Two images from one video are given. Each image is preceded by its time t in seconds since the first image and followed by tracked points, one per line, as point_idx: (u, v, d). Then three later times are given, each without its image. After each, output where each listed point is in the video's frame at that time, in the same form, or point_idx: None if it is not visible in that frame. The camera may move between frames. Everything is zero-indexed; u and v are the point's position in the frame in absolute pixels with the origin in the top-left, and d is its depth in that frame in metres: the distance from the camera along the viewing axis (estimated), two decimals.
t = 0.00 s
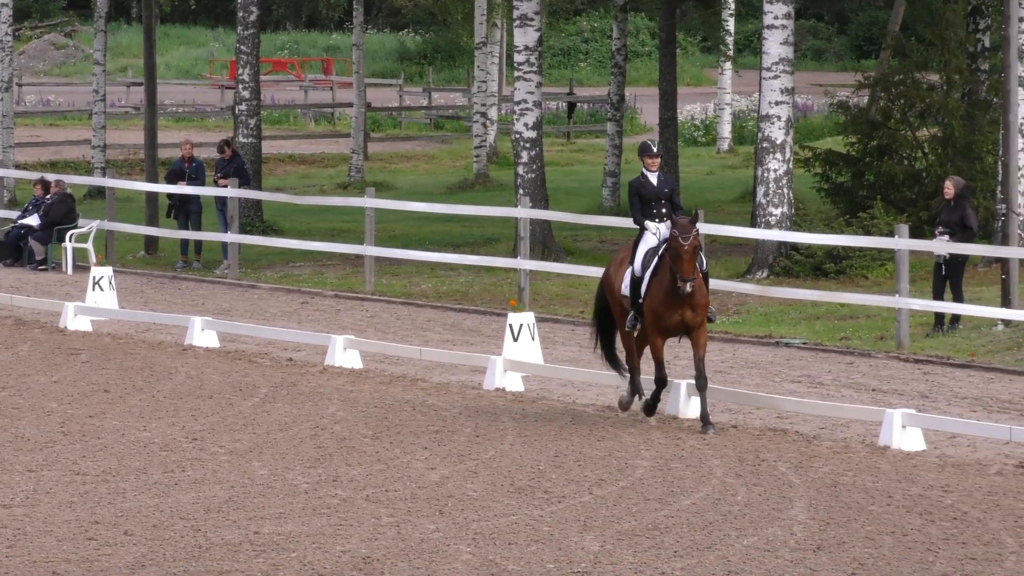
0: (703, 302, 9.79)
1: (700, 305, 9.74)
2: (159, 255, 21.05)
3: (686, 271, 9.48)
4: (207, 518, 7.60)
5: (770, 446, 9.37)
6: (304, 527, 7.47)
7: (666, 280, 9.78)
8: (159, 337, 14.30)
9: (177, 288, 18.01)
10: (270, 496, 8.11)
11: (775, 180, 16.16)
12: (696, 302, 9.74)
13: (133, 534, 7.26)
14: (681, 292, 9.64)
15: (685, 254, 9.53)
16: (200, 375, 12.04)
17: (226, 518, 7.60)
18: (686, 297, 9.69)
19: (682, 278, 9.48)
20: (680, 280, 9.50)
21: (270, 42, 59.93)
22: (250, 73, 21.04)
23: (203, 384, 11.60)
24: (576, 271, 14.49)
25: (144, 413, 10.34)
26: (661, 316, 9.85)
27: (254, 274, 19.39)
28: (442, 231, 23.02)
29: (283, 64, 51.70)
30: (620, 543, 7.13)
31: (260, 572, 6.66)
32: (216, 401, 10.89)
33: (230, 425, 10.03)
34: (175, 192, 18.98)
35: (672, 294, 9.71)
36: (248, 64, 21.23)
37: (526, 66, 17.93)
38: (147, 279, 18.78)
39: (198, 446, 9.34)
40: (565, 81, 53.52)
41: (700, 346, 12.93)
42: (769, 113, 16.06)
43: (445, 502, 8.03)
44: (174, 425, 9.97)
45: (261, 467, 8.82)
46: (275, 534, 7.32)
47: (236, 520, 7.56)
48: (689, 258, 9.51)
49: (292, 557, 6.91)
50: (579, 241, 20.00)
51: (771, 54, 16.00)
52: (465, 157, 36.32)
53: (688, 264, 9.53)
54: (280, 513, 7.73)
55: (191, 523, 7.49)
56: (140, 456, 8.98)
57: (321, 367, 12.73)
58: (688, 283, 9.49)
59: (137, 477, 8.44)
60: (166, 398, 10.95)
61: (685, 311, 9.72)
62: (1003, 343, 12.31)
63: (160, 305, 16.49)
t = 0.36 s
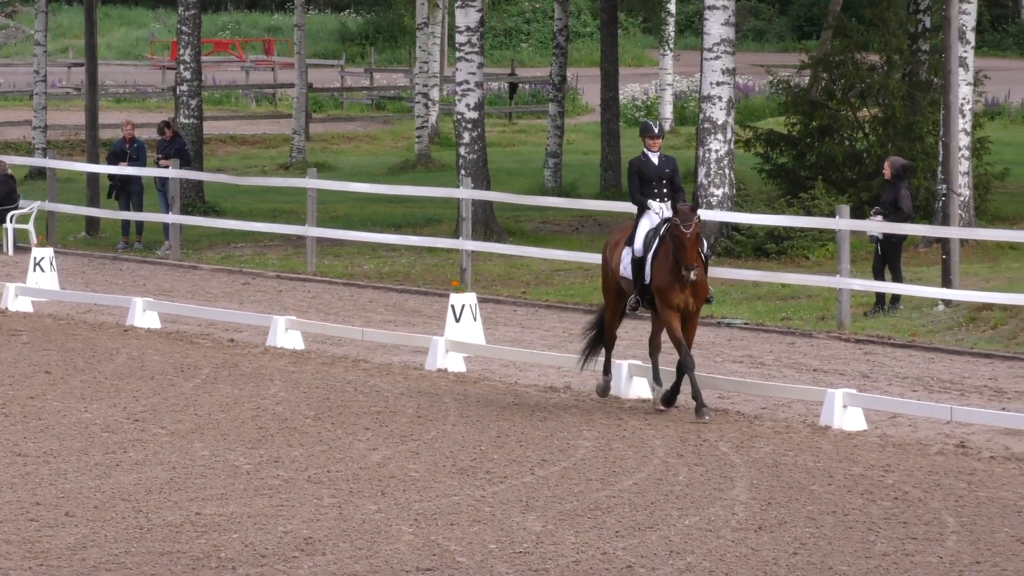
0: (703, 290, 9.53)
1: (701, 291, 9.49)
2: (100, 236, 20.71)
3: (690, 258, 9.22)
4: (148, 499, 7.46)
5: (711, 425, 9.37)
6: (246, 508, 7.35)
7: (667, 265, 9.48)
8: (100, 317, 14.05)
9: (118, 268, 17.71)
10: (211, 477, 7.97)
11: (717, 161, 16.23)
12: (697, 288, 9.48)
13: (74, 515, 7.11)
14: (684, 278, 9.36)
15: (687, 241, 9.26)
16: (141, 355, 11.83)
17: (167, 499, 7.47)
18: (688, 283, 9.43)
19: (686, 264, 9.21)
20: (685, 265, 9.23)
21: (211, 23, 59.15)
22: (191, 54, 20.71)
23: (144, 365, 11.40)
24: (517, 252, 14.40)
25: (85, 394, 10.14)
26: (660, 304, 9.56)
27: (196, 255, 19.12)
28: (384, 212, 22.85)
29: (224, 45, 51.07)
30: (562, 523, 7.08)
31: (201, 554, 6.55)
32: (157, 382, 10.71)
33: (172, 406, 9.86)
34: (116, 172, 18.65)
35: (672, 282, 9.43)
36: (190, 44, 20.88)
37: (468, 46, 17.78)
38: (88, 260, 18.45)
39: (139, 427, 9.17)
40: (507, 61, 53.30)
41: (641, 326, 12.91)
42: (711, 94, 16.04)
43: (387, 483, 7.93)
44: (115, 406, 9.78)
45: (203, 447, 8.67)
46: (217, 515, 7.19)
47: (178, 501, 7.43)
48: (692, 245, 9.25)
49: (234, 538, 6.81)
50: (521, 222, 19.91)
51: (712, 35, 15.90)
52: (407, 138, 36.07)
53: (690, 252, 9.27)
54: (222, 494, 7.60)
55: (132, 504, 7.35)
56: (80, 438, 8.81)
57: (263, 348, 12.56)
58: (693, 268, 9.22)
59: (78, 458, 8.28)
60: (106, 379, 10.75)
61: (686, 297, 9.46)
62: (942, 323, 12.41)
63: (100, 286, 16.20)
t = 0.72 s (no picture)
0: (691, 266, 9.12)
1: (687, 265, 9.08)
2: (31, 212, 20.27)
3: (667, 233, 8.88)
4: (80, 477, 7.30)
5: (644, 401, 9.35)
6: (178, 485, 7.20)
7: (652, 245, 9.16)
8: (30, 294, 13.74)
9: (49, 246, 17.35)
10: (144, 454, 7.81)
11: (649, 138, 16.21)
12: (685, 267, 9.12)
13: (6, 495, 6.95)
14: (668, 258, 9.02)
15: (664, 217, 8.91)
16: (73, 333, 11.58)
17: (100, 476, 7.31)
18: (674, 264, 9.08)
19: (663, 243, 8.88)
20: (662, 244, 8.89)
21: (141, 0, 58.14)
22: (125, 31, 20.30)
23: (76, 342, 11.17)
24: (450, 229, 14.27)
25: (15, 372, 9.90)
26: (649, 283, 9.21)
27: (128, 232, 18.78)
28: (317, 189, 22.61)
29: (155, 22, 50.23)
30: (496, 499, 7.01)
31: (134, 532, 6.42)
32: (89, 359, 10.49)
33: (105, 383, 9.67)
34: (47, 149, 18.26)
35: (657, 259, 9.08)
36: (123, 22, 20.46)
37: (401, 23, 17.65)
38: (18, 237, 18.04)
39: (71, 405, 8.97)
40: (440, 39, 52.99)
41: (574, 303, 12.86)
42: (643, 71, 16.00)
43: (320, 459, 7.81)
44: (46, 384, 9.56)
45: (135, 425, 8.50)
46: (150, 492, 7.05)
47: (110, 479, 7.27)
48: (670, 221, 8.89)
49: (166, 516, 6.66)
50: (454, 199, 19.79)
51: (645, 12, 15.90)
52: (341, 115, 35.73)
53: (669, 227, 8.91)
54: (155, 471, 7.45)
55: (64, 482, 7.19)
56: (11, 416, 8.60)
57: (195, 325, 12.34)
58: (670, 246, 8.88)
59: (7, 437, 8.08)
60: (37, 357, 10.50)
61: (673, 279, 9.12)
62: (874, 299, 12.50)
63: (30, 263, 15.85)
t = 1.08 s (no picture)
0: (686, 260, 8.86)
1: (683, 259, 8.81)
2: None
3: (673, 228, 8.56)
4: (9, 456, 7.10)
5: (576, 379, 9.31)
6: (109, 464, 7.03)
7: (647, 236, 8.83)
8: None
9: None
10: (74, 433, 7.62)
11: (581, 116, 16.11)
12: (681, 260, 8.83)
13: None
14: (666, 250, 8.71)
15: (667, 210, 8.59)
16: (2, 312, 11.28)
17: (30, 455, 7.12)
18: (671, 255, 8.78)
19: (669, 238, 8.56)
20: (667, 239, 8.58)
21: None
22: (54, 7, 19.81)
23: (5, 321, 10.88)
24: (383, 207, 14.11)
25: None
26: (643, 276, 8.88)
27: (58, 210, 18.37)
28: (248, 166, 22.30)
29: None
30: (428, 477, 6.91)
31: (65, 510, 6.25)
32: (18, 338, 10.23)
33: (34, 361, 9.43)
34: None
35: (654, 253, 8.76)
36: None
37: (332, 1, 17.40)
38: None
39: (0, 384, 8.74)
40: (372, 16, 52.49)
41: (508, 281, 12.77)
42: (575, 48, 15.92)
43: (251, 438, 7.66)
44: None
45: (66, 403, 8.30)
46: (80, 471, 6.87)
47: (41, 458, 7.09)
48: (674, 214, 8.58)
49: (97, 495, 6.49)
50: (386, 177, 19.60)
51: None
52: (273, 92, 35.29)
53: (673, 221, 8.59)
54: (86, 450, 7.27)
55: None
56: None
57: (126, 304, 12.09)
58: (676, 241, 8.58)
59: None
60: None
61: (670, 270, 8.80)
62: (805, 276, 12.56)
63: None
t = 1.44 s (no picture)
0: (687, 250, 8.46)
1: (680, 248, 8.41)
2: None
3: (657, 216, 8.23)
4: None
5: (518, 363, 9.28)
6: (50, 449, 6.87)
7: (641, 229, 8.47)
8: None
9: None
10: (14, 419, 7.46)
11: (522, 100, 16.04)
12: (680, 249, 8.44)
13: None
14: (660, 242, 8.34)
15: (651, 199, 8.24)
16: None
17: None
18: (668, 247, 8.40)
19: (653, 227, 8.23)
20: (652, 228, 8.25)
21: None
22: None
23: None
24: (324, 191, 13.95)
25: None
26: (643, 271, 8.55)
27: None
28: (188, 150, 22.00)
29: None
30: (370, 461, 6.82)
31: (6, 496, 6.10)
32: None
33: None
34: None
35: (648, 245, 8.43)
36: None
37: None
38: None
39: None
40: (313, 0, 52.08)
41: (450, 265, 12.67)
42: (516, 32, 15.81)
43: (193, 422, 7.52)
44: None
45: (5, 390, 8.12)
46: (20, 457, 6.71)
47: None
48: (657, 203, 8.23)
49: (37, 480, 6.35)
50: (327, 161, 19.41)
51: None
52: (213, 76, 34.87)
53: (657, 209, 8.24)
54: (26, 435, 7.11)
55: None
56: None
57: (65, 289, 11.86)
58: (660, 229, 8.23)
59: None
60: None
61: (667, 262, 8.43)
62: (747, 261, 12.64)
63: None
